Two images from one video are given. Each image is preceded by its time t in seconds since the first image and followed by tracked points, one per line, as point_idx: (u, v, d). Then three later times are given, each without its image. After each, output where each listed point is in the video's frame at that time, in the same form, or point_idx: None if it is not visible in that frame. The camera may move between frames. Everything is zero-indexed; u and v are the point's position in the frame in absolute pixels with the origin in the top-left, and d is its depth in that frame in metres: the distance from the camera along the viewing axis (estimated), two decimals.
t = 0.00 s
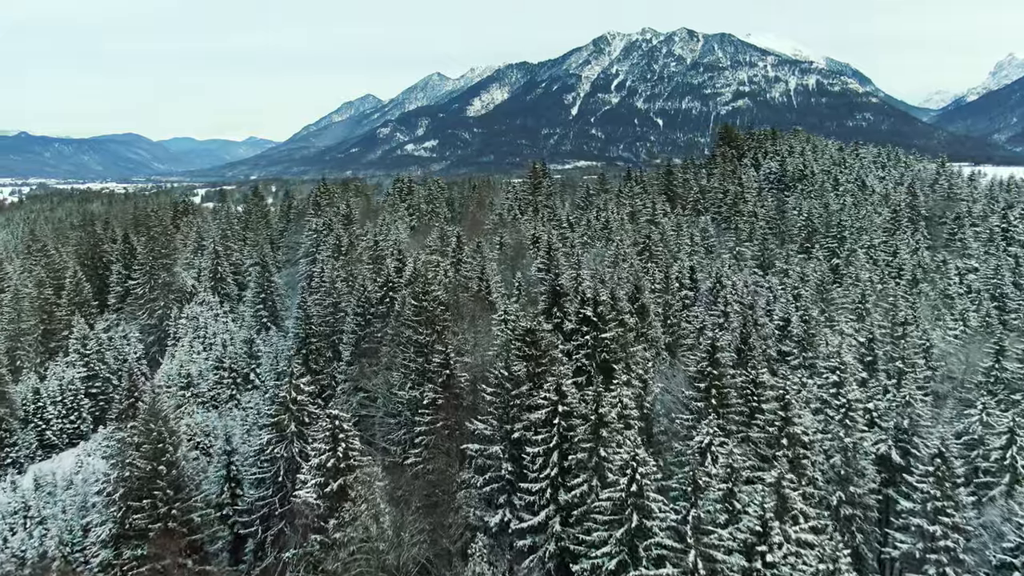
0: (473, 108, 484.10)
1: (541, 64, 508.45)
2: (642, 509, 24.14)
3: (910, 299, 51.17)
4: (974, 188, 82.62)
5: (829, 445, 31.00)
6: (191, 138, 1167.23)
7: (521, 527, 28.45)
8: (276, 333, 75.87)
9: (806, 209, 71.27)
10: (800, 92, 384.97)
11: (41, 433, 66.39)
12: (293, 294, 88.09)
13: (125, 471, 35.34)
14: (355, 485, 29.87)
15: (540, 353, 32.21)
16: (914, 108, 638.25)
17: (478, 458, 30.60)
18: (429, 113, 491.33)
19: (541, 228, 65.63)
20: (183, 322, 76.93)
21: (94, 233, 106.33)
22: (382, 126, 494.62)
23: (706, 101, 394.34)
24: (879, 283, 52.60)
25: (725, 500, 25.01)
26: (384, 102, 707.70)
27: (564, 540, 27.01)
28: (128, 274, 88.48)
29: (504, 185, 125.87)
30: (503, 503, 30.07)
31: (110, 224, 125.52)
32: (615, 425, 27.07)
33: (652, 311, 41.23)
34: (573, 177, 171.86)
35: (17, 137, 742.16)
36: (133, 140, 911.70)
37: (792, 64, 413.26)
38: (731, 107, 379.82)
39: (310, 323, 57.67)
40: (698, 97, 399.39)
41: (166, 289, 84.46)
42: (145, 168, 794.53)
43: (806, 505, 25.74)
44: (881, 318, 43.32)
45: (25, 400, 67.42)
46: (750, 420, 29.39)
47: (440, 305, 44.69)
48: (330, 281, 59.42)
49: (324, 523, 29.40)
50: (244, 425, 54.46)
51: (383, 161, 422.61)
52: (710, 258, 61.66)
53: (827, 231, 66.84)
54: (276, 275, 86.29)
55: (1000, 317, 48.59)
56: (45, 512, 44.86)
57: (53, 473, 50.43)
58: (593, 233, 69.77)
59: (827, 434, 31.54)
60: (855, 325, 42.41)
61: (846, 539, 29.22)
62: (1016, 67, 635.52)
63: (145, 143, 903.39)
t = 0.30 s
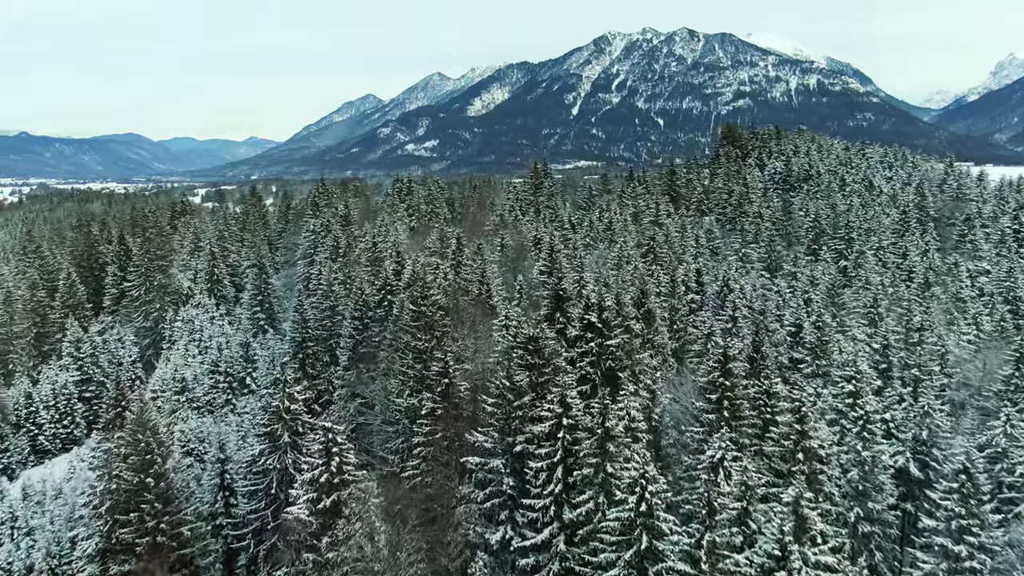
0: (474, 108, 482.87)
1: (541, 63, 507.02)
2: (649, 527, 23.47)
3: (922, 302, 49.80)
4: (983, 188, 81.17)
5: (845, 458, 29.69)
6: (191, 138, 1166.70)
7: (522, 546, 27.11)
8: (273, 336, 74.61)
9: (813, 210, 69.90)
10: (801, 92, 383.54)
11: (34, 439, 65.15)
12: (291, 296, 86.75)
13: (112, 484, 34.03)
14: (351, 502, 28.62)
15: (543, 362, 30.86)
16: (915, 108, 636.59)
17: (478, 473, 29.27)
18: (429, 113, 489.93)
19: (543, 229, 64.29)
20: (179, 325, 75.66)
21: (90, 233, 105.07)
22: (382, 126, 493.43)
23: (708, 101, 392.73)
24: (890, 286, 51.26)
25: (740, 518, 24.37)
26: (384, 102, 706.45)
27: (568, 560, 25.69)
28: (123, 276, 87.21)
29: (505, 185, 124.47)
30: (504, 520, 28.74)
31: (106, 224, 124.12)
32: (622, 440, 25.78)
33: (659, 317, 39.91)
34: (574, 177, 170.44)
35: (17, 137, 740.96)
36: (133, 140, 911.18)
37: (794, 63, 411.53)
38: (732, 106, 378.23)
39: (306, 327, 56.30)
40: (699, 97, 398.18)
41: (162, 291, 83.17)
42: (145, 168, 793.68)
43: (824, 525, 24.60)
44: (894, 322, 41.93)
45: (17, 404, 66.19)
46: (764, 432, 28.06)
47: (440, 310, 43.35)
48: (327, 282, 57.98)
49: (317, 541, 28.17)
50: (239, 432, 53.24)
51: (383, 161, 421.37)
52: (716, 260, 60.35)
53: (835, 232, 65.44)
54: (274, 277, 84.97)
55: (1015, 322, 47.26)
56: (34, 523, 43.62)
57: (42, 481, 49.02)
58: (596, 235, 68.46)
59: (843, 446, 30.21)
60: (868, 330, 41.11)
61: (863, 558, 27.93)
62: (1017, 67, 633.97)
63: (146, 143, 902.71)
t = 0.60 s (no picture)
0: (474, 108, 481.48)
1: (541, 63, 505.50)
2: (659, 550, 22.79)
3: (935, 306, 48.48)
4: (993, 188, 79.77)
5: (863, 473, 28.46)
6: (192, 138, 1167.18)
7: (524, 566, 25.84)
8: (270, 339, 73.38)
9: (820, 211, 68.58)
10: (802, 92, 382.07)
11: (25, 444, 63.92)
12: (288, 298, 85.45)
13: (97, 497, 32.73)
14: (344, 519, 27.24)
15: (546, 371, 29.53)
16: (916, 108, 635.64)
17: (478, 488, 27.97)
18: (430, 113, 488.43)
19: (545, 231, 62.97)
20: (174, 328, 74.40)
21: (85, 234, 103.81)
22: (382, 126, 492.19)
23: (709, 100, 391.18)
24: (901, 290, 49.99)
25: (757, 542, 24.02)
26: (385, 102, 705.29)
27: None
28: (118, 278, 85.96)
29: (505, 185, 123.09)
30: (505, 537, 27.44)
31: (102, 225, 122.76)
32: (630, 456, 24.56)
33: (665, 322, 38.67)
34: (575, 177, 169.12)
35: (18, 137, 740.83)
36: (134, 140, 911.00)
37: (795, 62, 409.79)
38: (733, 106, 376.81)
39: (303, 331, 55.00)
40: (699, 97, 396.77)
41: (157, 293, 81.99)
42: (146, 168, 793.03)
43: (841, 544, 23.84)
44: (908, 327, 40.58)
45: (9, 409, 64.93)
46: (779, 446, 26.72)
47: (439, 315, 42.03)
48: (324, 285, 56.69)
49: (309, 561, 26.91)
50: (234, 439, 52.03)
51: (383, 161, 420.09)
52: (721, 262, 59.08)
53: (842, 233, 64.10)
54: (271, 278, 83.72)
55: None
56: (21, 535, 42.39)
57: (31, 490, 47.70)
58: (598, 237, 67.21)
59: (860, 460, 28.91)
60: (881, 336, 39.83)
61: None
62: (1018, 66, 632.63)
63: (146, 144, 902.14)
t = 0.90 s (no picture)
0: (474, 107, 480.04)
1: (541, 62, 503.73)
2: None
3: (949, 310, 47.17)
4: (1002, 188, 78.38)
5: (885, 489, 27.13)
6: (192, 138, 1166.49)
7: None
8: (267, 342, 72.12)
9: (827, 211, 67.25)
10: (804, 91, 380.36)
11: (17, 449, 62.71)
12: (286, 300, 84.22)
13: (82, 512, 31.43)
14: (337, 539, 25.97)
15: (549, 382, 28.11)
16: (917, 108, 633.84)
17: (478, 505, 26.66)
18: (430, 113, 486.79)
19: (546, 233, 61.66)
20: (169, 331, 73.13)
21: (81, 235, 102.56)
22: (382, 126, 490.67)
23: (710, 100, 389.62)
24: (913, 294, 48.68)
25: (773, 565, 23.15)
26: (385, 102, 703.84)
27: None
28: (113, 280, 84.64)
29: (506, 185, 121.77)
30: (507, 557, 26.30)
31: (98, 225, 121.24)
32: (638, 474, 23.24)
33: (672, 328, 37.38)
34: (576, 177, 167.76)
35: (18, 137, 740.60)
36: (134, 140, 910.15)
37: (796, 61, 407.64)
38: (734, 106, 375.36)
39: (298, 335, 53.64)
40: (699, 96, 395.37)
41: (153, 295, 80.67)
42: (146, 168, 791.95)
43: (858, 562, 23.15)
44: (924, 332, 39.18)
45: None
46: (794, 462, 25.39)
47: (437, 320, 40.73)
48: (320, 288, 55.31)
49: None
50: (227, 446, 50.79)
51: (383, 161, 418.72)
52: (727, 265, 57.78)
53: (850, 235, 62.68)
54: (268, 280, 82.41)
55: None
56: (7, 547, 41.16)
57: (19, 499, 46.39)
58: (601, 238, 65.92)
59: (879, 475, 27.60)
60: (896, 343, 38.54)
61: None
62: (1019, 66, 631.04)
63: (146, 143, 901.08)
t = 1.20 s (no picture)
0: (474, 107, 478.51)
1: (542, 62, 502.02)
2: None
3: (964, 315, 45.80)
4: (1012, 189, 76.94)
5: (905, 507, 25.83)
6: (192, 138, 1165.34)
7: None
8: (263, 345, 70.80)
9: (834, 213, 65.87)
10: (805, 91, 378.79)
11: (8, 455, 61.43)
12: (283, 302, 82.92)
13: (63, 528, 30.09)
14: (329, 561, 24.96)
15: (553, 394, 26.56)
16: (917, 107, 632.58)
17: (477, 524, 25.28)
18: (431, 112, 485.27)
19: (548, 234, 60.28)
20: (163, 334, 71.79)
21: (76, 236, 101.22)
22: (382, 126, 489.09)
23: (711, 100, 388.06)
24: (926, 297, 47.32)
25: None
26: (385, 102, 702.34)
27: None
28: (107, 281, 83.24)
29: (506, 185, 120.32)
30: None
31: (93, 226, 119.79)
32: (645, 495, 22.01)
33: (679, 335, 36.04)
34: (577, 177, 166.30)
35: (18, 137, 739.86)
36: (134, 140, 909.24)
37: (796, 61, 405.77)
38: (735, 105, 373.85)
39: (294, 340, 52.27)
40: (699, 96, 394.04)
41: (147, 297, 79.32)
42: (146, 167, 790.78)
43: None
44: (940, 338, 37.78)
45: None
46: (813, 480, 23.95)
47: (436, 326, 39.36)
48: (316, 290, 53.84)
49: None
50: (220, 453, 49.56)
51: (383, 161, 417.30)
52: (733, 267, 56.44)
53: (859, 236, 61.25)
54: (265, 281, 81.06)
55: None
56: None
57: (7, 508, 45.00)
58: (603, 240, 64.55)
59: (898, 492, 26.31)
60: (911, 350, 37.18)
61: None
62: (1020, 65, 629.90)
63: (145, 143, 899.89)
